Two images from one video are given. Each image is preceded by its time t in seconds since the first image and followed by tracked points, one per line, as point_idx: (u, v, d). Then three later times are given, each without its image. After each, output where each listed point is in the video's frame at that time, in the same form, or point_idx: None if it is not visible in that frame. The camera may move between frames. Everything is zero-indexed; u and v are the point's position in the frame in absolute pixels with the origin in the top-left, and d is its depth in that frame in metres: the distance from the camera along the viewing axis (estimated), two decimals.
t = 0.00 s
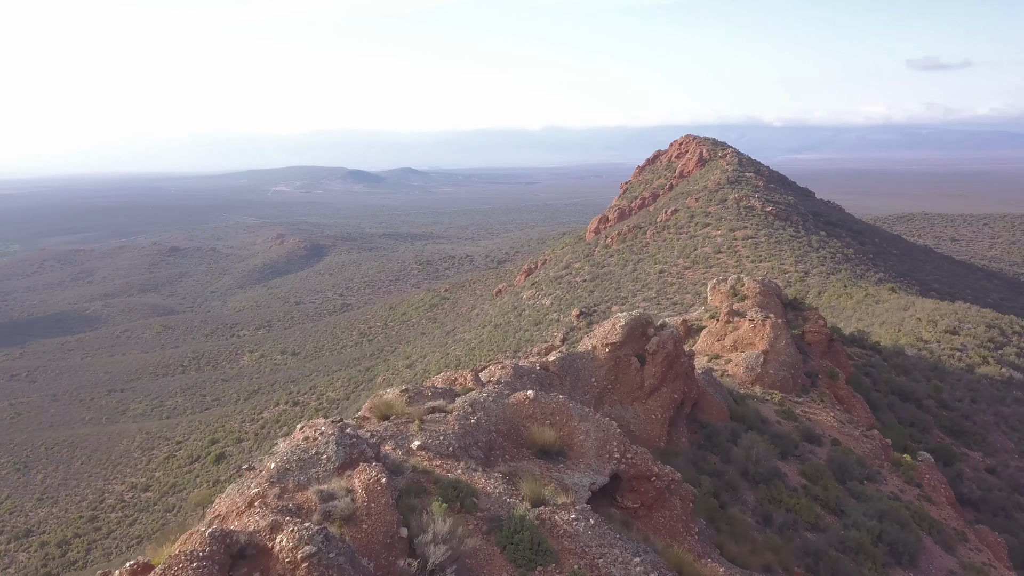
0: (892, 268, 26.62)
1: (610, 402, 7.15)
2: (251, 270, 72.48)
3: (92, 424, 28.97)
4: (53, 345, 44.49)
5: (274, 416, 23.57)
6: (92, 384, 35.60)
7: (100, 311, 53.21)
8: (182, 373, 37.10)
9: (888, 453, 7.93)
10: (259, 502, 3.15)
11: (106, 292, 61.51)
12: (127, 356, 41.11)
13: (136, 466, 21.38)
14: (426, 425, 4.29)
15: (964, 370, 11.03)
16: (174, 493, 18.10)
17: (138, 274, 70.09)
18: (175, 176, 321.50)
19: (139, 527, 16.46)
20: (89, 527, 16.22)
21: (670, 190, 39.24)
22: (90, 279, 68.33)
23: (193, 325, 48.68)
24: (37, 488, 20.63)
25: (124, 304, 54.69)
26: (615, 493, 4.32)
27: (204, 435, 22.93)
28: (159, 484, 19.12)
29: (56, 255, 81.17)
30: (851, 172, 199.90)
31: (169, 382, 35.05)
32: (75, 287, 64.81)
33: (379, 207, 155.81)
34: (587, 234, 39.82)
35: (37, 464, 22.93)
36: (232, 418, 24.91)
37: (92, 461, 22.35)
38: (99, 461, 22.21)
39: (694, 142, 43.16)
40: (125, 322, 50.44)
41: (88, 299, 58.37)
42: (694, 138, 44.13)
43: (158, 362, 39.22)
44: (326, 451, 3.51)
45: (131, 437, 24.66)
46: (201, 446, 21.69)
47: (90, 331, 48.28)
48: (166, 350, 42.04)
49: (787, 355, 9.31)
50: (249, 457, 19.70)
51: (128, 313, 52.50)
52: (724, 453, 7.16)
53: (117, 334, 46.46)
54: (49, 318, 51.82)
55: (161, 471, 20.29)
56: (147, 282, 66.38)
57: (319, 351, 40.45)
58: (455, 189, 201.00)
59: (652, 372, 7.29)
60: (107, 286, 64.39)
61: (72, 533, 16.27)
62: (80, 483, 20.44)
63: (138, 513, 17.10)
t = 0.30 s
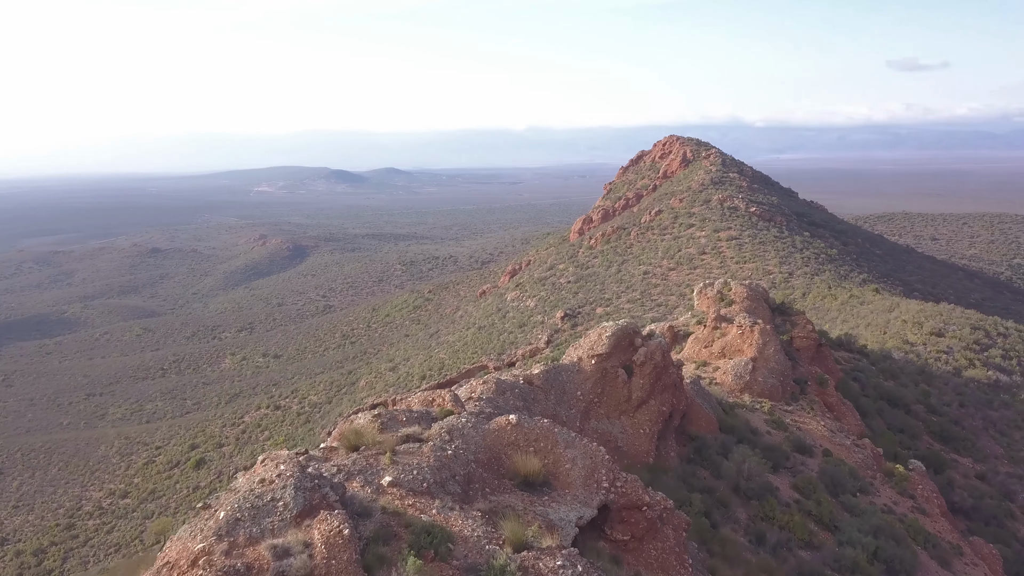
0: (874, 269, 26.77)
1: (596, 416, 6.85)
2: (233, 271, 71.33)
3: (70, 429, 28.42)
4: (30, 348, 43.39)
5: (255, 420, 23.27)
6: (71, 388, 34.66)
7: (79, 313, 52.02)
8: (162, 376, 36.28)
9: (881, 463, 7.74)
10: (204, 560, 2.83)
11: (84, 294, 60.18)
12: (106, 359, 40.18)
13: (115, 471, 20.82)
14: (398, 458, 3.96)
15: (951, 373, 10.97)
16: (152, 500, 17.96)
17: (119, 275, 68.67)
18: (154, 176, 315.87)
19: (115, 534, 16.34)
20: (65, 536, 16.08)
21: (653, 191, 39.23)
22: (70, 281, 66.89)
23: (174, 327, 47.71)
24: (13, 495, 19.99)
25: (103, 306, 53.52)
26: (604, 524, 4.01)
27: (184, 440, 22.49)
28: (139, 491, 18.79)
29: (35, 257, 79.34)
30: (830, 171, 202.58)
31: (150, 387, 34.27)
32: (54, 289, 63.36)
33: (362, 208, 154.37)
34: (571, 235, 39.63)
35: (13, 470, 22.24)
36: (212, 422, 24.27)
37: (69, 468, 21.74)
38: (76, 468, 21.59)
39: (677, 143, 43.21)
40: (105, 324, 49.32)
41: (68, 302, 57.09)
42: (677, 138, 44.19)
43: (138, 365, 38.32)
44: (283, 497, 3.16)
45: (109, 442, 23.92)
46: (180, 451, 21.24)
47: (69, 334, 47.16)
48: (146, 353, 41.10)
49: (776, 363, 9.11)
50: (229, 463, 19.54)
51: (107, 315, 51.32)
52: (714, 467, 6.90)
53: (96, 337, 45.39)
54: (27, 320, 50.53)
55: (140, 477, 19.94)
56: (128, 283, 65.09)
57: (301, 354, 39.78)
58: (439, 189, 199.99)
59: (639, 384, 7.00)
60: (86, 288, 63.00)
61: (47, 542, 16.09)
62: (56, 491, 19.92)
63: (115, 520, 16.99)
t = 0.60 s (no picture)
0: (849, 269, 27.05)
1: (575, 432, 6.52)
2: (206, 272, 69.69)
3: (36, 437, 27.56)
4: None
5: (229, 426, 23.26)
6: (37, 395, 33.50)
7: (47, 317, 50.26)
8: (133, 381, 35.22)
9: (864, 473, 7.59)
10: None
11: (52, 297, 58.29)
12: (75, 363, 38.90)
13: (82, 479, 20.55)
14: (358, 499, 3.58)
15: (929, 375, 10.98)
16: (123, 508, 18.13)
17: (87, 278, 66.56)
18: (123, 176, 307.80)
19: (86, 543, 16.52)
20: (32, 546, 16.09)
21: (629, 192, 39.20)
22: (36, 284, 64.70)
23: (146, 330, 46.35)
24: None
25: (71, 309, 51.86)
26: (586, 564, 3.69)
27: (155, 445, 22.45)
28: (109, 498, 18.79)
29: None
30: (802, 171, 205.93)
31: (120, 391, 33.25)
32: (20, 292, 61.16)
33: (337, 208, 152.20)
34: (548, 236, 39.41)
35: None
36: (184, 427, 24.16)
37: (35, 476, 21.31)
38: (43, 476, 21.21)
39: (653, 143, 43.26)
40: (74, 327, 47.81)
41: (35, 305, 55.16)
42: (653, 138, 44.27)
43: (108, 370, 37.15)
44: (221, 560, 2.77)
45: (76, 449, 23.40)
46: (151, 458, 21.25)
47: (35, 338, 45.55)
48: (117, 357, 39.88)
49: (757, 370, 8.91)
50: (203, 469, 19.86)
51: (75, 318, 49.71)
52: (697, 483, 6.64)
53: (64, 341, 43.92)
54: None
55: (109, 485, 19.85)
56: (98, 286, 63.16)
57: (275, 357, 38.85)
58: (416, 189, 198.31)
59: (620, 398, 6.68)
60: (55, 290, 61.07)
61: (14, 553, 16.05)
62: (22, 501, 19.65)
63: (84, 530, 17.01)
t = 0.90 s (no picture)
0: (827, 269, 27.26)
1: (555, 451, 6.18)
2: (181, 274, 68.03)
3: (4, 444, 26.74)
4: None
5: (200, 434, 25.06)
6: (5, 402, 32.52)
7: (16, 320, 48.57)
8: (106, 387, 34.36)
9: (851, 484, 7.41)
10: None
11: (22, 300, 56.52)
12: (46, 368, 37.83)
13: (52, 489, 21.89)
14: (313, 552, 3.19)
15: (911, 379, 11.02)
16: (93, 514, 19.60)
17: (58, 280, 64.63)
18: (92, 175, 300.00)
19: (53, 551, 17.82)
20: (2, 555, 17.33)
21: (607, 193, 39.12)
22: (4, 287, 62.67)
23: (120, 333, 45.21)
24: None
25: (41, 312, 50.30)
26: None
27: (127, 453, 24.10)
28: (78, 507, 20.08)
29: None
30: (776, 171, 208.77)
31: (92, 397, 32.44)
32: None
33: (314, 208, 150.06)
34: (527, 237, 39.10)
35: None
36: (156, 435, 25.81)
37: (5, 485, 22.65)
38: (13, 484, 22.60)
39: (631, 144, 43.23)
40: (45, 331, 46.38)
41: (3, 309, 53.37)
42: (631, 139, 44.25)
43: (80, 374, 36.22)
44: None
45: (48, 457, 24.78)
46: (123, 466, 22.85)
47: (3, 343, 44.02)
48: (89, 361, 38.92)
49: (741, 378, 8.68)
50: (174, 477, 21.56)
51: (47, 321, 48.25)
52: (682, 501, 6.36)
53: (35, 345, 42.59)
54: None
55: (79, 494, 21.24)
56: (69, 288, 61.36)
57: (251, 360, 37.97)
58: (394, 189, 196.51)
59: (601, 415, 6.35)
60: (25, 294, 59.22)
61: None
62: None
63: (54, 538, 18.28)
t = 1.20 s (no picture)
0: (802, 270, 27.44)
1: (531, 474, 5.83)
2: (152, 276, 66.28)
3: None
4: None
5: (171, 441, 24.79)
6: None
7: None
8: (75, 392, 33.40)
9: (836, 497, 7.22)
10: None
11: None
12: (13, 373, 36.70)
13: (17, 498, 21.52)
14: None
15: (891, 382, 11.12)
16: (60, 526, 19.41)
17: (24, 284, 62.48)
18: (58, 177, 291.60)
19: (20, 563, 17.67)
20: None
21: (583, 194, 38.99)
22: None
23: (89, 338, 44.02)
24: None
25: (6, 317, 48.58)
26: None
27: (96, 461, 23.65)
28: (45, 518, 19.95)
29: None
30: (750, 170, 211.77)
31: (60, 402, 31.62)
32: None
33: (288, 209, 147.51)
34: (503, 238, 38.76)
35: None
36: (126, 442, 25.35)
37: None
38: None
39: (606, 145, 43.15)
40: (10, 336, 44.75)
41: None
42: (607, 140, 44.12)
43: (48, 380, 35.24)
44: None
45: (13, 466, 24.23)
46: (91, 475, 22.50)
47: None
48: (57, 367, 37.90)
49: (722, 387, 8.42)
50: (145, 486, 21.39)
51: (12, 325, 46.72)
52: (665, 522, 6.05)
53: None
54: None
55: (46, 504, 20.93)
56: (36, 292, 59.37)
57: (224, 364, 37.07)
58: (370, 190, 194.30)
59: (581, 433, 6.01)
60: None
61: None
62: None
63: (20, 551, 18.07)
